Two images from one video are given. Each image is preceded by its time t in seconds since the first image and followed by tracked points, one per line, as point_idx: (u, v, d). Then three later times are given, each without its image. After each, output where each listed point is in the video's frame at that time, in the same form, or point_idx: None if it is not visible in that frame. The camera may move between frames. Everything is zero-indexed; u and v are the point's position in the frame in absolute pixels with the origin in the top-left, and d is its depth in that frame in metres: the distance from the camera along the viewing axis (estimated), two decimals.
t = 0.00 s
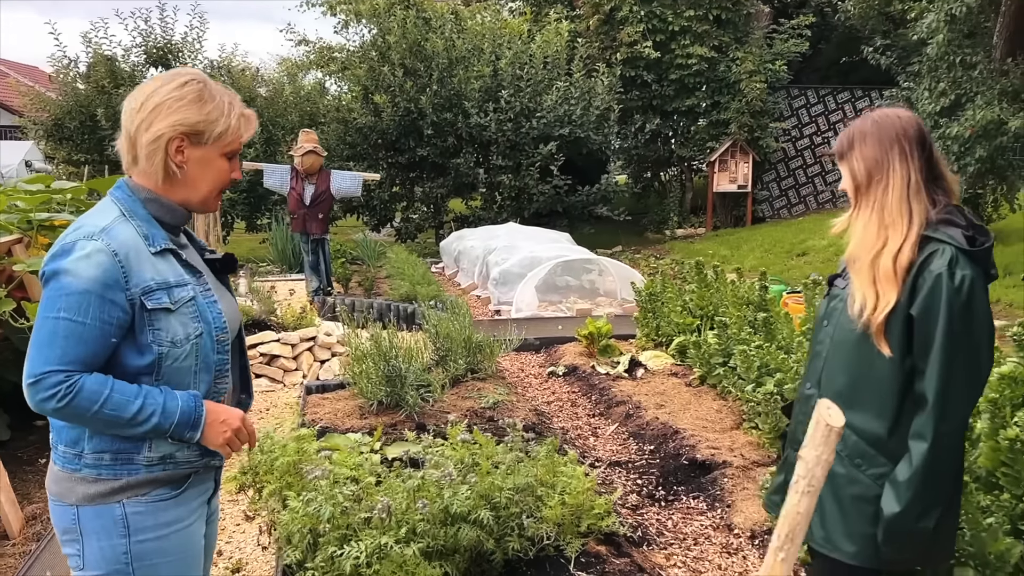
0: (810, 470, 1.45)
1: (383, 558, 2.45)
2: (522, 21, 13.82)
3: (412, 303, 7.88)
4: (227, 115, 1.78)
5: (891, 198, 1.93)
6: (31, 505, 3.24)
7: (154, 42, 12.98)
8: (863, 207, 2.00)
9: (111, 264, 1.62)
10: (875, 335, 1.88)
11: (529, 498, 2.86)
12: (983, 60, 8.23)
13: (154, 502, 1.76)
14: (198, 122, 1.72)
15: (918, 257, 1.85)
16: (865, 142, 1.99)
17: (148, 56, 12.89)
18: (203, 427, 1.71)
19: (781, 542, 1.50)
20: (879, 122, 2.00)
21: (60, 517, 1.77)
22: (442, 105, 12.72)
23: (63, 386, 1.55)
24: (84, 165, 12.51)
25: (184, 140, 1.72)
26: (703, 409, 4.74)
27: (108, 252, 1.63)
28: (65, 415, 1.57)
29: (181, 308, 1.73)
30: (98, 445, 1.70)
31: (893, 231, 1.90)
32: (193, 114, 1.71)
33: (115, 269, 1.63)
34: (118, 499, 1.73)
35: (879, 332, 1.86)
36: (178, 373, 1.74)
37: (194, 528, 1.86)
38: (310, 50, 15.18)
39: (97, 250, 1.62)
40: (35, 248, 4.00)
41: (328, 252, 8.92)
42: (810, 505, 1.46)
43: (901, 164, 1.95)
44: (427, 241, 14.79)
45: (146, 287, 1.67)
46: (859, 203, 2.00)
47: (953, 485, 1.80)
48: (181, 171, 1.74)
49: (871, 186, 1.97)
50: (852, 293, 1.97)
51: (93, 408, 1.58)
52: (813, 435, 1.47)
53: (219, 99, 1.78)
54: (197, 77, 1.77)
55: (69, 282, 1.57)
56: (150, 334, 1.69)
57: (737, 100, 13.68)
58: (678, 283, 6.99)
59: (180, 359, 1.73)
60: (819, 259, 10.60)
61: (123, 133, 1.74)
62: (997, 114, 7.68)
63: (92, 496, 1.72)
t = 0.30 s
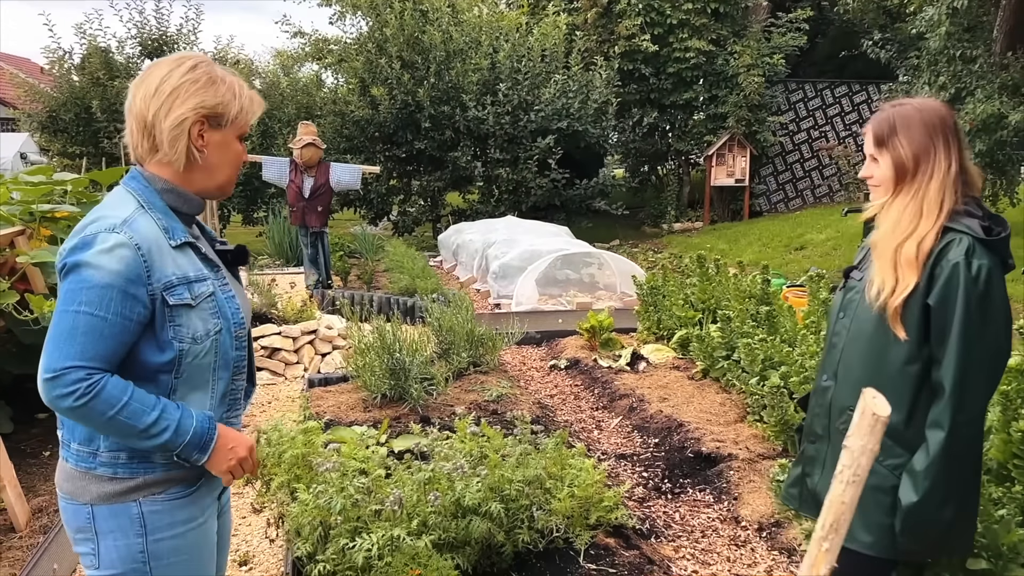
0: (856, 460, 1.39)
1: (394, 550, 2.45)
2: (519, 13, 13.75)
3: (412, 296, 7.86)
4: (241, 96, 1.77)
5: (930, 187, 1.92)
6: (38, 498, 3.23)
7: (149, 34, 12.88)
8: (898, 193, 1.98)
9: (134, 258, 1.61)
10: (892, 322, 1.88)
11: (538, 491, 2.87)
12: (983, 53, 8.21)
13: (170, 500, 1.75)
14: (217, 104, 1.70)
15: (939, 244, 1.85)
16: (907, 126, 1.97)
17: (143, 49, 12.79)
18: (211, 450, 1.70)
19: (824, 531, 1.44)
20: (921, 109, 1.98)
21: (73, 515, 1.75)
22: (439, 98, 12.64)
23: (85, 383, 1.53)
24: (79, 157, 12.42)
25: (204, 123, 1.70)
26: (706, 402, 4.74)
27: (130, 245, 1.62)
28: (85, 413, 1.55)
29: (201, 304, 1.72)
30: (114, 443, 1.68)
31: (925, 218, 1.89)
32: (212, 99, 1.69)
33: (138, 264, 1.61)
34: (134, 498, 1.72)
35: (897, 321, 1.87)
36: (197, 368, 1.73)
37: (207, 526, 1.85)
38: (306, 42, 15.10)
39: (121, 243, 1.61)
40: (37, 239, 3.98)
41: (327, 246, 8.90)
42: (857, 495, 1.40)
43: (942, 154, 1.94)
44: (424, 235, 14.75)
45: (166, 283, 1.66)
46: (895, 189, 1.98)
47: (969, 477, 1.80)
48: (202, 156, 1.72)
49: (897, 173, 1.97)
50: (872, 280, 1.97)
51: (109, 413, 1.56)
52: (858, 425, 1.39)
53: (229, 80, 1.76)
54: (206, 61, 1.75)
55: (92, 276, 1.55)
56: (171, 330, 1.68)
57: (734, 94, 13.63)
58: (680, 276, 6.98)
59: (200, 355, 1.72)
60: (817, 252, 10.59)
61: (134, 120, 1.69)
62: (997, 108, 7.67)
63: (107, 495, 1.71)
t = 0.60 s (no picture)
0: (882, 454, 1.36)
1: (397, 546, 2.44)
2: (516, 7, 13.67)
3: (410, 291, 7.84)
4: (243, 86, 1.74)
5: (954, 180, 1.90)
6: (37, 493, 3.20)
7: (144, 27, 12.78)
8: (918, 186, 1.96)
9: (146, 252, 1.59)
10: (905, 312, 1.87)
11: (541, 485, 2.85)
12: (982, 48, 8.19)
13: (183, 495, 1.74)
14: (224, 96, 1.68)
15: (954, 237, 1.84)
16: (928, 118, 1.94)
17: (138, 42, 12.69)
18: (204, 473, 1.67)
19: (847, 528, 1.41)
20: (944, 101, 1.96)
21: (81, 511, 1.73)
22: (436, 92, 12.57)
23: (98, 382, 1.51)
24: (74, 152, 12.33)
25: (211, 114, 1.68)
26: (707, 396, 4.73)
27: (141, 239, 1.59)
28: (96, 411, 1.52)
29: (211, 297, 1.71)
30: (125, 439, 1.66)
31: (947, 211, 1.87)
32: (219, 90, 1.67)
33: (149, 258, 1.59)
34: (147, 493, 1.70)
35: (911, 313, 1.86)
36: (209, 362, 1.72)
37: (216, 521, 1.85)
38: (302, 35, 15.01)
39: (132, 237, 1.58)
40: (35, 232, 3.94)
41: (324, 240, 8.87)
42: (882, 491, 1.37)
43: (965, 148, 1.92)
44: (421, 229, 14.71)
45: (177, 276, 1.64)
46: (915, 181, 1.96)
47: (978, 472, 1.79)
48: (208, 147, 1.70)
49: (915, 166, 1.95)
50: (886, 272, 1.96)
51: (118, 417, 1.54)
52: (884, 419, 1.36)
53: (231, 69, 1.74)
54: (212, 52, 1.72)
55: (103, 271, 1.52)
56: (183, 324, 1.66)
57: (732, 88, 13.61)
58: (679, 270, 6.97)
59: (211, 349, 1.72)
60: (815, 247, 10.58)
61: (139, 110, 1.65)
62: (996, 103, 7.67)
63: (119, 491, 1.68)
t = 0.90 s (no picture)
0: (895, 453, 1.33)
1: (394, 544, 2.40)
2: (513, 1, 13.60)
3: (407, 286, 7.80)
4: (229, 77, 1.71)
5: (959, 172, 1.87)
6: (29, 491, 3.16)
7: (139, 21, 12.69)
8: (923, 179, 1.93)
9: (143, 248, 1.55)
10: (909, 306, 1.84)
11: (540, 482, 2.82)
12: (982, 41, 8.15)
13: (180, 492, 1.71)
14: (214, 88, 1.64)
15: (959, 229, 1.80)
16: (935, 110, 1.90)
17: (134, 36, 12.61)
18: (218, 462, 1.66)
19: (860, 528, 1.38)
20: (950, 92, 1.92)
21: (75, 508, 1.69)
22: (433, 86, 12.51)
23: (107, 384, 1.48)
24: (69, 147, 12.22)
25: (201, 107, 1.64)
26: (706, 392, 4.71)
27: (136, 234, 1.55)
28: (106, 413, 1.49)
29: (207, 290, 1.68)
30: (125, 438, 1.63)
31: (953, 204, 1.84)
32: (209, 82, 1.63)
33: (146, 254, 1.55)
34: (145, 490, 1.67)
35: (915, 307, 1.82)
36: (207, 355, 1.69)
37: (212, 519, 1.82)
38: (298, 30, 14.94)
39: (128, 233, 1.54)
40: (28, 227, 3.90)
41: (320, 235, 8.82)
42: (894, 490, 1.34)
43: (971, 139, 1.89)
44: (418, 225, 14.66)
45: (175, 270, 1.61)
46: (921, 174, 1.93)
47: (983, 467, 1.77)
48: (197, 140, 1.67)
49: (921, 158, 1.91)
50: (889, 265, 1.92)
51: (127, 416, 1.51)
52: (897, 416, 1.33)
53: (218, 61, 1.71)
54: (201, 42, 1.67)
55: (101, 269, 1.48)
56: (181, 318, 1.63)
57: (729, 83, 13.57)
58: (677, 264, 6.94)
59: (209, 342, 1.69)
60: (813, 241, 10.55)
61: (128, 101, 1.60)
62: (995, 97, 7.65)
63: (116, 488, 1.65)
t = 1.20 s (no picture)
0: (887, 447, 1.31)
1: (387, 541, 2.38)
2: None
3: (404, 283, 7.78)
4: (209, 67, 1.69)
5: (956, 164, 1.85)
6: (21, 490, 3.14)
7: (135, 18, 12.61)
8: (920, 170, 1.90)
9: (130, 243, 1.52)
10: (905, 299, 1.82)
11: (535, 479, 2.81)
12: (980, 35, 8.12)
13: (173, 488, 1.69)
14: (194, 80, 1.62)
15: (956, 222, 1.78)
16: (933, 100, 1.88)
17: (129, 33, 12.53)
18: (212, 457, 1.64)
19: (854, 524, 1.36)
20: (948, 82, 1.90)
21: (65, 507, 1.66)
22: (430, 82, 12.46)
23: (98, 383, 1.45)
24: (65, 144, 12.15)
25: (181, 99, 1.62)
26: (703, 387, 4.69)
27: (123, 229, 1.53)
28: (99, 411, 1.47)
29: (196, 284, 1.66)
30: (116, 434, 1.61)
31: (950, 196, 1.82)
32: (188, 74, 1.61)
33: (133, 249, 1.53)
34: (137, 486, 1.64)
35: (911, 299, 1.80)
36: (197, 350, 1.67)
37: (206, 517, 1.79)
38: (295, 27, 14.92)
39: (114, 229, 1.51)
40: (18, 225, 3.88)
41: (317, 232, 8.79)
42: (887, 485, 1.32)
43: (968, 130, 1.87)
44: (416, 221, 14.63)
45: (163, 265, 1.58)
46: (919, 166, 1.90)
47: (980, 463, 1.75)
48: (179, 133, 1.64)
49: (920, 150, 1.88)
50: (885, 257, 1.90)
51: (119, 414, 1.49)
52: (889, 410, 1.31)
53: (197, 51, 1.68)
54: (180, 35, 1.65)
55: (88, 266, 1.45)
56: (171, 313, 1.61)
57: (727, 78, 13.53)
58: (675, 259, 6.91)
59: (200, 336, 1.66)
60: (811, 236, 10.53)
61: (106, 96, 1.57)
62: (993, 90, 7.62)
63: (108, 486, 1.62)
